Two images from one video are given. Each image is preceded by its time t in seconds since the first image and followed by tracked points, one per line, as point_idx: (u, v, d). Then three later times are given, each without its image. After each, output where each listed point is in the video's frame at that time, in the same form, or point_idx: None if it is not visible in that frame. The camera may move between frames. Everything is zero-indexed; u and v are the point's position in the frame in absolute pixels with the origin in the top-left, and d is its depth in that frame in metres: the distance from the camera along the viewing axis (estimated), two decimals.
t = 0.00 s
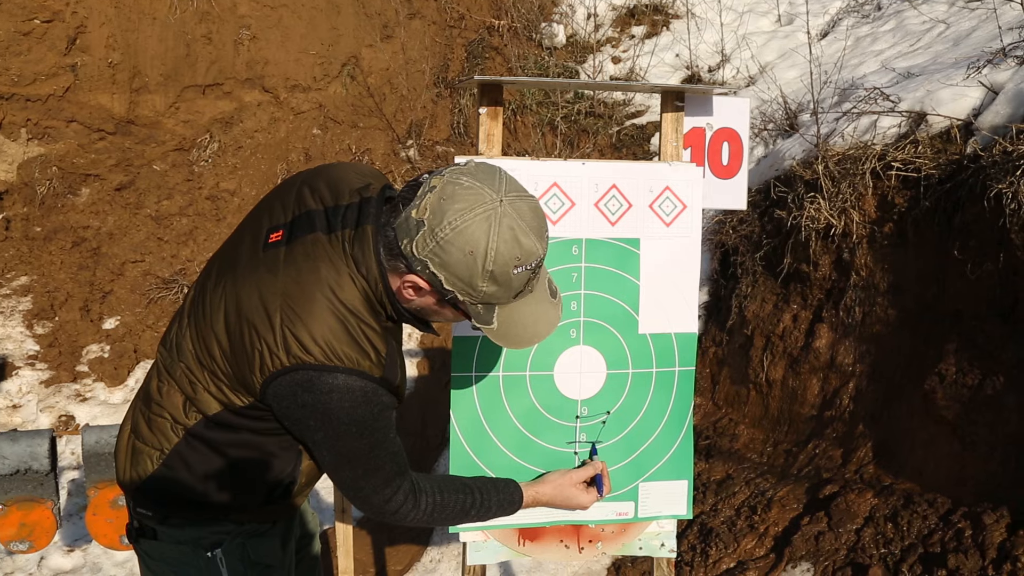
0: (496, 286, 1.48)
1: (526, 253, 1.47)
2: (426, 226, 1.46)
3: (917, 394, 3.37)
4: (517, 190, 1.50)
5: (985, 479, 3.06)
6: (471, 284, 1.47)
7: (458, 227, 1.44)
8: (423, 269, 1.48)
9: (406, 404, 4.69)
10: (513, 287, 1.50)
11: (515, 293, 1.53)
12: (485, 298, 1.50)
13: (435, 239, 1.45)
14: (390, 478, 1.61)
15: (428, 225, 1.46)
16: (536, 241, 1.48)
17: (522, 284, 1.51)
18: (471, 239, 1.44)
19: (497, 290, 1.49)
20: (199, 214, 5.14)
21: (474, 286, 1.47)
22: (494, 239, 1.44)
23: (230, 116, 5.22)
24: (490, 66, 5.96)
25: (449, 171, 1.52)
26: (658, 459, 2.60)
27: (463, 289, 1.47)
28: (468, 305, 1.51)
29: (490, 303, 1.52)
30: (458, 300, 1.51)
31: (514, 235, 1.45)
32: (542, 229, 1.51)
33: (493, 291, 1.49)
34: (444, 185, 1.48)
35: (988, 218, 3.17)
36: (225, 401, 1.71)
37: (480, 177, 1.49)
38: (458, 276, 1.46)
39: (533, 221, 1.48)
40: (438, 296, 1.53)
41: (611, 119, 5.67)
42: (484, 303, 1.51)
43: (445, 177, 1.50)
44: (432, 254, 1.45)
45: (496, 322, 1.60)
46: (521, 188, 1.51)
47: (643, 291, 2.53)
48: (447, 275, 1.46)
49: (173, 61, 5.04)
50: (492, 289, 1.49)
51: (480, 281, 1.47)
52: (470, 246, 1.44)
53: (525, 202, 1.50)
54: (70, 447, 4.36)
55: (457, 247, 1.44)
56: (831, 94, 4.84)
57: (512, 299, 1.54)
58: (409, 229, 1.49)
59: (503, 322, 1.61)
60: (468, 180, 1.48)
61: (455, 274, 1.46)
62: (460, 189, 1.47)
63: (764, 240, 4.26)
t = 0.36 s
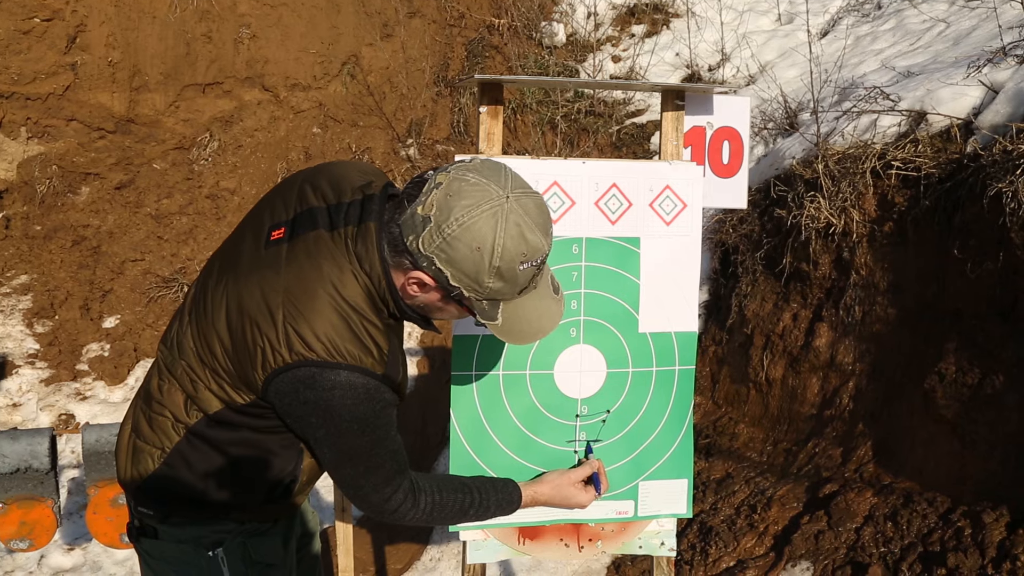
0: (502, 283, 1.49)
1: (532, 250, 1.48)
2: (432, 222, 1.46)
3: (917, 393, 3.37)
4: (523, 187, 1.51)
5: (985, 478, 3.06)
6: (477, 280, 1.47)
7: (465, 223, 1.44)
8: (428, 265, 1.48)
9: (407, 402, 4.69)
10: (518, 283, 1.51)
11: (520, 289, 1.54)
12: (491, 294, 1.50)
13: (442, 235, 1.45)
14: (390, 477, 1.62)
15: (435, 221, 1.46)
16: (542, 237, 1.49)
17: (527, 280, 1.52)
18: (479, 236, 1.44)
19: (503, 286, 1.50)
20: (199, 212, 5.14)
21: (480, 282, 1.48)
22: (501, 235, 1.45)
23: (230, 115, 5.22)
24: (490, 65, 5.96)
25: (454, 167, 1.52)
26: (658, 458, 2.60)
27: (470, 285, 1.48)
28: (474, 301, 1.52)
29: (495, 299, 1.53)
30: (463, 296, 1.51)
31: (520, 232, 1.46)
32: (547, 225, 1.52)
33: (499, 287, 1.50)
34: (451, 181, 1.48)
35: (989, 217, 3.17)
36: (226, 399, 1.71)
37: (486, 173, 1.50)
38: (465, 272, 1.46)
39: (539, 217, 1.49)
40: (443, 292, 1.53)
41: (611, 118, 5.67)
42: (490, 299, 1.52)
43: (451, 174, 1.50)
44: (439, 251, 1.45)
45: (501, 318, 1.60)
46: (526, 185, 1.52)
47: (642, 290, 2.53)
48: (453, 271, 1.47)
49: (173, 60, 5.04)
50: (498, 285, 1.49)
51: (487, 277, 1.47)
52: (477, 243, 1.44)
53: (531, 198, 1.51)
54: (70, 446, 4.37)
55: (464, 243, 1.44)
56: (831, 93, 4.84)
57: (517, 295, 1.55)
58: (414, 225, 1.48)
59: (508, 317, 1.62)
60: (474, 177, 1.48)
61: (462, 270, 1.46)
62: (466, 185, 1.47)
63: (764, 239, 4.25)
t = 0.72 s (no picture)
0: (505, 278, 1.50)
1: (535, 245, 1.49)
2: (435, 218, 1.47)
3: (917, 394, 3.37)
4: (524, 182, 1.52)
5: (984, 478, 3.07)
6: (480, 275, 1.48)
7: (468, 218, 1.45)
8: (431, 261, 1.48)
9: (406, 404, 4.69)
10: (521, 278, 1.51)
11: (523, 285, 1.54)
12: (494, 289, 1.51)
13: (445, 230, 1.46)
14: (381, 479, 1.62)
15: (437, 217, 1.47)
16: (544, 231, 1.50)
17: (530, 275, 1.53)
18: (481, 230, 1.45)
19: (506, 281, 1.50)
20: (199, 213, 5.15)
21: (483, 276, 1.48)
22: (504, 229, 1.46)
23: (230, 116, 5.23)
24: (490, 66, 5.96)
25: (456, 163, 1.53)
26: (658, 459, 2.61)
27: (473, 280, 1.48)
28: (476, 296, 1.52)
29: (498, 295, 1.54)
30: (466, 292, 1.52)
31: (523, 226, 1.47)
32: (549, 220, 1.53)
33: (502, 282, 1.50)
34: (452, 177, 1.49)
35: (988, 218, 3.17)
36: (226, 398, 1.71)
37: (488, 168, 1.51)
38: (468, 267, 1.47)
39: (541, 212, 1.50)
40: (447, 288, 1.54)
41: (611, 118, 5.67)
42: (493, 295, 1.53)
43: (452, 170, 1.51)
44: (441, 246, 1.46)
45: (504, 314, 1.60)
46: (527, 180, 1.53)
47: (643, 291, 2.53)
48: (456, 267, 1.47)
49: (174, 61, 5.04)
50: (501, 281, 1.50)
51: (490, 272, 1.48)
52: (480, 238, 1.45)
53: (532, 192, 1.52)
54: (71, 446, 4.36)
55: (467, 238, 1.45)
56: (831, 94, 4.84)
57: (520, 290, 1.55)
58: (416, 221, 1.49)
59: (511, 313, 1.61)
60: (475, 172, 1.49)
61: (465, 266, 1.47)
62: (468, 180, 1.48)
63: (764, 240, 4.25)
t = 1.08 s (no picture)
0: (496, 236, 1.46)
1: (524, 200, 1.46)
2: (422, 177, 1.45)
3: (917, 396, 3.38)
4: (512, 139, 1.49)
5: (984, 479, 3.07)
6: (470, 233, 1.44)
7: (455, 174, 1.42)
8: (421, 223, 1.46)
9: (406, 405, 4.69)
10: (512, 236, 1.48)
11: (515, 245, 1.50)
12: (485, 249, 1.47)
13: (432, 188, 1.43)
14: (366, 469, 1.60)
15: (425, 176, 1.44)
16: (533, 188, 1.47)
17: (522, 233, 1.49)
18: (469, 186, 1.42)
19: (497, 239, 1.46)
20: (200, 214, 5.16)
21: (473, 235, 1.45)
22: (492, 185, 1.43)
23: (230, 117, 5.23)
24: (490, 67, 5.96)
25: (442, 126, 1.52)
26: (658, 461, 2.61)
27: (463, 239, 1.45)
28: (468, 258, 1.48)
29: (491, 257, 1.50)
30: (458, 254, 1.48)
31: (512, 181, 1.44)
32: (538, 178, 1.50)
33: (493, 241, 1.46)
34: (439, 137, 1.48)
35: (988, 219, 3.17)
36: (218, 386, 1.70)
37: (474, 128, 1.49)
38: (457, 225, 1.44)
39: (529, 169, 1.48)
40: (438, 253, 1.51)
41: (612, 120, 5.68)
42: (485, 256, 1.49)
43: (438, 131, 1.49)
44: (430, 204, 1.44)
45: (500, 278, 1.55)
46: (514, 140, 1.51)
47: (643, 292, 2.54)
48: (446, 225, 1.44)
49: (174, 62, 5.04)
50: (492, 239, 1.46)
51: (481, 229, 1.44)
52: (468, 193, 1.42)
53: (521, 151, 1.50)
54: (71, 447, 4.36)
55: (456, 195, 1.42)
56: (831, 95, 4.85)
57: (512, 252, 1.51)
58: (404, 183, 1.47)
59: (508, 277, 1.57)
60: (462, 131, 1.48)
61: (455, 223, 1.44)
62: (454, 138, 1.46)
63: (764, 242, 4.25)
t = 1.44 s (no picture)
0: (437, 134, 1.49)
1: (462, 97, 1.49)
2: (359, 83, 1.49)
3: (918, 399, 3.38)
4: (447, 44, 1.54)
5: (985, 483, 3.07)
6: (411, 132, 1.48)
7: (389, 74, 1.47)
8: (361, 129, 1.50)
9: (407, 408, 4.69)
10: (453, 135, 1.50)
11: (459, 148, 1.53)
12: (428, 148, 1.50)
13: (369, 90, 1.47)
14: (330, 430, 1.54)
15: (361, 81, 1.49)
16: (470, 85, 1.50)
17: (463, 132, 1.51)
18: (404, 83, 1.46)
19: (438, 138, 1.49)
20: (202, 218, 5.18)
21: (414, 133, 1.48)
22: (427, 80, 1.46)
23: (232, 121, 5.24)
24: (491, 71, 5.96)
25: (378, 39, 1.57)
26: (659, 466, 2.61)
27: (404, 141, 1.48)
28: (413, 161, 1.51)
29: (436, 161, 1.52)
30: (401, 160, 1.51)
31: (447, 79, 1.48)
32: (478, 79, 1.53)
33: (434, 140, 1.49)
34: (373, 45, 1.53)
35: (989, 223, 3.17)
36: (193, 361, 1.71)
37: (408, 36, 1.54)
38: (396, 125, 1.47)
39: (467, 69, 1.51)
40: (383, 166, 1.54)
41: (613, 123, 5.68)
42: (430, 159, 1.51)
43: (374, 42, 1.55)
44: (368, 107, 1.48)
45: (447, 185, 1.56)
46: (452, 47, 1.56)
47: (647, 296, 2.54)
48: (385, 128, 1.48)
49: (176, 66, 5.05)
50: (434, 139, 1.49)
51: (420, 128, 1.48)
52: (403, 91, 1.46)
53: (457, 54, 1.54)
54: (73, 451, 4.36)
55: (391, 94, 1.46)
56: (832, 98, 4.85)
57: (458, 155, 1.54)
58: (343, 94, 1.52)
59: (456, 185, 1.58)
60: (396, 38, 1.52)
61: (393, 124, 1.47)
62: (389, 44, 1.51)
63: (765, 245, 4.24)
